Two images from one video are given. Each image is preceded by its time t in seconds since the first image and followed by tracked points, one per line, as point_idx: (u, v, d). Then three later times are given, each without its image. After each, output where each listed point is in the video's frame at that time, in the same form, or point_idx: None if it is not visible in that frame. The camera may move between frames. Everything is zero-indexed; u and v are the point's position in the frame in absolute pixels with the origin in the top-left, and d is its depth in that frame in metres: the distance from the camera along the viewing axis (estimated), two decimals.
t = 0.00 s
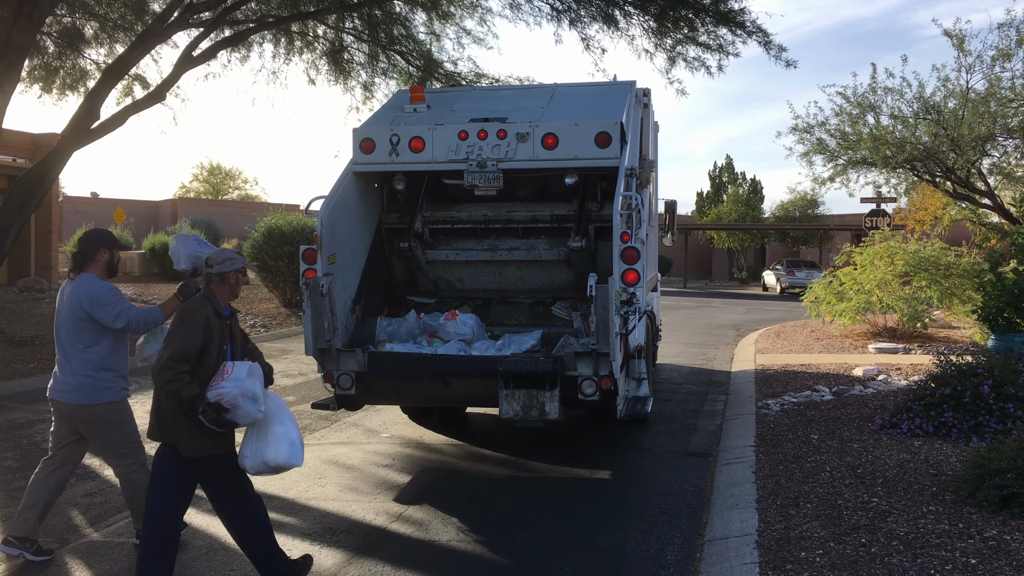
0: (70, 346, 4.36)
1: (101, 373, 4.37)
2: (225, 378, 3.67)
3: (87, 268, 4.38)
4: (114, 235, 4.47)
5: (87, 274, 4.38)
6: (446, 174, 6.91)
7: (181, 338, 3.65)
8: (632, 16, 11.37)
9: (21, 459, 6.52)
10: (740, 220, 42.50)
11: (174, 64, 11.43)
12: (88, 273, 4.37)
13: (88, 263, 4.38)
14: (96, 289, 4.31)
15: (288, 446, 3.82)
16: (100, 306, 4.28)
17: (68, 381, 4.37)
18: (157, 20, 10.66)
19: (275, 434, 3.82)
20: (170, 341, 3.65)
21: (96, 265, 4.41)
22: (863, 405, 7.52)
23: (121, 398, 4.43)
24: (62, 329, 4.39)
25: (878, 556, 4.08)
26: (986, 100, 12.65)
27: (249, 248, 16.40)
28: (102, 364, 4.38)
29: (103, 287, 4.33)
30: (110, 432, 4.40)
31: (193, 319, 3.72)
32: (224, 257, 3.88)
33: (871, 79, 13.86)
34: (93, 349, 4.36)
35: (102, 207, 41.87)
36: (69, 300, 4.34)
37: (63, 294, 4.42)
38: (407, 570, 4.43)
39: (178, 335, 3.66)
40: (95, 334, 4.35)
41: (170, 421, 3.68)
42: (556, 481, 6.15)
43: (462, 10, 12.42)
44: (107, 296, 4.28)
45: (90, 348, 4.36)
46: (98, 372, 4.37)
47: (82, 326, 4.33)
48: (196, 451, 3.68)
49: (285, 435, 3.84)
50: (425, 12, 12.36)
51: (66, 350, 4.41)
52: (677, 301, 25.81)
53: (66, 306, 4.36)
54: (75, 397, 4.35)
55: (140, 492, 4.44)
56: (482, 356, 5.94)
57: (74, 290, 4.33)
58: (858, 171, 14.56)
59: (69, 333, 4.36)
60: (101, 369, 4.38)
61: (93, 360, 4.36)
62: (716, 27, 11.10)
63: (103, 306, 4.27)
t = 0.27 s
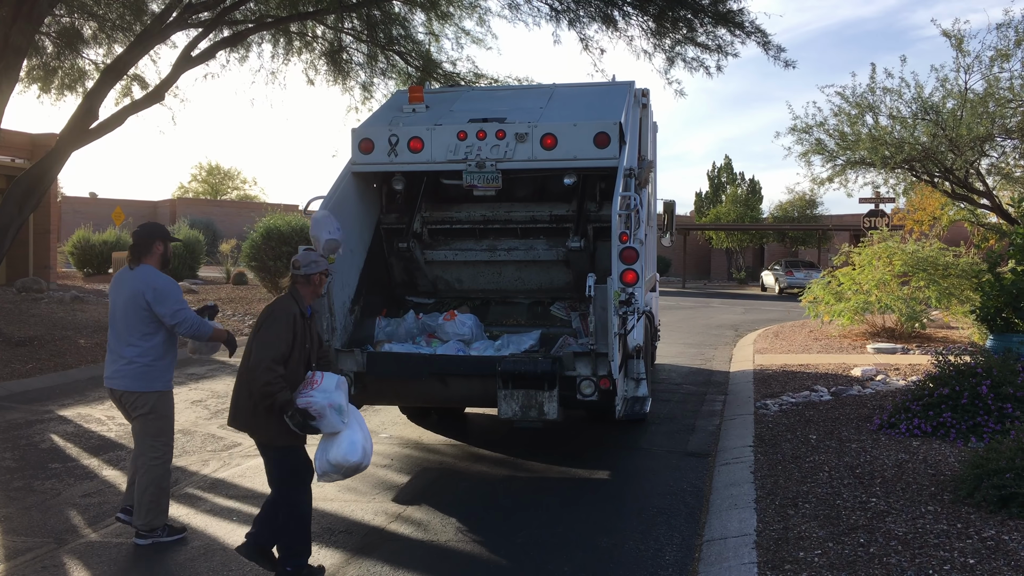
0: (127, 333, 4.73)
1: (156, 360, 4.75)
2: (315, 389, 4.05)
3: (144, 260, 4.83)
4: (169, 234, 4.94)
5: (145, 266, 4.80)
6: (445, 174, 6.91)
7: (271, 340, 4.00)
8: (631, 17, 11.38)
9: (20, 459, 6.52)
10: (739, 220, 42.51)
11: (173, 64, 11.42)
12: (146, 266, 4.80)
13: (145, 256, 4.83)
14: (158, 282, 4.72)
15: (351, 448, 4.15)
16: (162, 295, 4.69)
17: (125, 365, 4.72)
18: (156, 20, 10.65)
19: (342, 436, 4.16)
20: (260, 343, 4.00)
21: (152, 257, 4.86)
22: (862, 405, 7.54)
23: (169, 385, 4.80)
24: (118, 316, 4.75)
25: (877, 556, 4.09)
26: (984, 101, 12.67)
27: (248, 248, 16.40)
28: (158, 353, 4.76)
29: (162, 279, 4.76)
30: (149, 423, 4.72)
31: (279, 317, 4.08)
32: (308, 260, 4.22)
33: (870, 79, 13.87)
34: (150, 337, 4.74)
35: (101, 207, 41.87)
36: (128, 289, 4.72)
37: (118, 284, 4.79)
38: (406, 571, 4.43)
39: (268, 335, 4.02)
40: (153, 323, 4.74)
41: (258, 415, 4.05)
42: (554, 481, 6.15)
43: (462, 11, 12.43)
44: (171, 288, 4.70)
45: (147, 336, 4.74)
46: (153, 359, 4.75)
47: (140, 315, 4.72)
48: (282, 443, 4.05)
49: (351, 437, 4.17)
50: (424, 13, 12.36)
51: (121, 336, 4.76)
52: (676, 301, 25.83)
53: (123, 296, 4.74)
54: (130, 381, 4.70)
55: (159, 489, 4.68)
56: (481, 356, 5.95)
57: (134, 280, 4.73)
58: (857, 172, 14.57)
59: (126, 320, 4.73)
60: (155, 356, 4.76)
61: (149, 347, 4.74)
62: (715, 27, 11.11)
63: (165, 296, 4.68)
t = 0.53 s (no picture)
0: (155, 333, 4.89)
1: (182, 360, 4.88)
2: (396, 372, 4.68)
3: (176, 264, 5.00)
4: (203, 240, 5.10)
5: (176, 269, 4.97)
6: (442, 174, 6.91)
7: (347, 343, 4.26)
8: (628, 17, 11.39)
9: (15, 460, 6.50)
10: (736, 220, 42.54)
11: (169, 64, 11.41)
12: (176, 269, 4.97)
13: (177, 259, 5.01)
14: (186, 284, 4.88)
15: (425, 421, 4.80)
16: (187, 296, 4.83)
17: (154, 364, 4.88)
18: (152, 20, 10.64)
19: (417, 410, 4.80)
20: (337, 353, 4.25)
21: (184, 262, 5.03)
22: (858, 405, 7.55)
23: (196, 385, 4.91)
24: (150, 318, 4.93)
25: (873, 556, 4.09)
26: (979, 101, 12.71)
27: (244, 249, 16.38)
28: (186, 353, 4.89)
29: (189, 282, 4.91)
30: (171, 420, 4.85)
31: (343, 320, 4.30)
32: (357, 267, 4.43)
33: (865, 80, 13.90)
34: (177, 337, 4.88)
35: (97, 207, 41.78)
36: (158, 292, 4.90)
37: (152, 288, 4.99)
38: (403, 571, 4.42)
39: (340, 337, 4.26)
40: (178, 324, 4.87)
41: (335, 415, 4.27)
42: (551, 481, 6.15)
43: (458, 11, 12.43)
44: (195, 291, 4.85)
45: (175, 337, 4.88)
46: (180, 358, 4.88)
47: (168, 316, 4.87)
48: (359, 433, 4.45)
49: (424, 412, 4.81)
50: (420, 13, 12.36)
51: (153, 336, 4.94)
52: (673, 301, 25.85)
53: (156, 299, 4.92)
54: (157, 379, 4.84)
55: (162, 486, 4.75)
56: (478, 356, 5.95)
57: (163, 282, 4.92)
58: (853, 172, 14.60)
59: (157, 322, 4.90)
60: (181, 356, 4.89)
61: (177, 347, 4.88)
62: (711, 27, 11.12)
63: (189, 298, 4.83)
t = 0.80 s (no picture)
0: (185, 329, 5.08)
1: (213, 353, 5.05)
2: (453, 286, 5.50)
3: (199, 260, 5.17)
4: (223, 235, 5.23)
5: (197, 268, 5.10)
6: (439, 174, 6.91)
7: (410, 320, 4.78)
8: (624, 17, 11.40)
9: (12, 461, 6.49)
10: (733, 220, 42.57)
11: (166, 64, 11.39)
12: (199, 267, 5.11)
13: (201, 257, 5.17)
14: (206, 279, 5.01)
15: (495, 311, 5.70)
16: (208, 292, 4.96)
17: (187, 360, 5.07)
18: (148, 20, 10.62)
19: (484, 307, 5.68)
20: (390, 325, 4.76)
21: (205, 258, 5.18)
22: (855, 405, 7.56)
23: (228, 374, 5.07)
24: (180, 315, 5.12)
25: (869, 555, 4.10)
26: (975, 101, 12.74)
27: (241, 249, 16.36)
28: (214, 345, 5.05)
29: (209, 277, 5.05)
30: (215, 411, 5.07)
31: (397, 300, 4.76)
32: (393, 249, 4.86)
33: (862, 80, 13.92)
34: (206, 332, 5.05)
35: (94, 208, 41.70)
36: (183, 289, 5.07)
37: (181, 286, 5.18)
38: (400, 571, 4.43)
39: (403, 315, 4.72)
40: (205, 316, 5.03)
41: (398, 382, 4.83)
42: (548, 481, 6.16)
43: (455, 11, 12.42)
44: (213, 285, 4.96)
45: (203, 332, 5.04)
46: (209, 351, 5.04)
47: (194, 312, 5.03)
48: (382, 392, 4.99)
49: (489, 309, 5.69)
50: (417, 13, 12.36)
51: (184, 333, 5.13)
52: (670, 301, 25.86)
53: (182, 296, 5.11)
54: (191, 373, 5.03)
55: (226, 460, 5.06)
56: (475, 356, 5.95)
57: (188, 279, 5.07)
58: (849, 172, 14.62)
59: (186, 317, 5.06)
60: (211, 350, 5.06)
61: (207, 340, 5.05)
62: (708, 28, 11.13)
63: (209, 291, 4.95)
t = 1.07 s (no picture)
0: (216, 326, 5.22)
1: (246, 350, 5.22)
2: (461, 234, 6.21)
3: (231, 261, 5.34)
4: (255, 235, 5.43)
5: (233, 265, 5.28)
6: (436, 175, 6.91)
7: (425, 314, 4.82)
8: (622, 17, 11.40)
9: (8, 462, 6.47)
10: (730, 220, 42.60)
11: (163, 65, 11.38)
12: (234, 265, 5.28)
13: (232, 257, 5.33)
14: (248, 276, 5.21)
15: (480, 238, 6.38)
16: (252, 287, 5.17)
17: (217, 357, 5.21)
18: (145, 21, 10.61)
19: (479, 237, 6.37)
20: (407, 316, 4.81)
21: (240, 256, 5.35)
22: (852, 405, 7.58)
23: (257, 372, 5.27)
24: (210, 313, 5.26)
25: (867, 555, 4.10)
26: (972, 102, 12.78)
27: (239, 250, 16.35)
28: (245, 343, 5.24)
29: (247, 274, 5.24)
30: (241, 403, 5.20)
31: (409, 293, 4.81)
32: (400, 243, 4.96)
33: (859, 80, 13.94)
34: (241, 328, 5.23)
35: (90, 208, 41.65)
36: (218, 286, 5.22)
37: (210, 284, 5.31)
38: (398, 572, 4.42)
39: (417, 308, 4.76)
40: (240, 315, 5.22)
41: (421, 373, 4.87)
42: (546, 482, 6.16)
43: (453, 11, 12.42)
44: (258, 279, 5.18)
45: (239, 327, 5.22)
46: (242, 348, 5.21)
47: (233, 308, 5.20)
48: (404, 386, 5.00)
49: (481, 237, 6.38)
50: (414, 13, 12.36)
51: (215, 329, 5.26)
52: (667, 302, 25.88)
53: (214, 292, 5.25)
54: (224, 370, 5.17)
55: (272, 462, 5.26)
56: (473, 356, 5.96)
57: (226, 276, 5.24)
58: (847, 172, 14.63)
59: (220, 313, 5.21)
60: (244, 347, 5.24)
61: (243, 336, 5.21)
62: (705, 28, 11.14)
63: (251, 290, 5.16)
